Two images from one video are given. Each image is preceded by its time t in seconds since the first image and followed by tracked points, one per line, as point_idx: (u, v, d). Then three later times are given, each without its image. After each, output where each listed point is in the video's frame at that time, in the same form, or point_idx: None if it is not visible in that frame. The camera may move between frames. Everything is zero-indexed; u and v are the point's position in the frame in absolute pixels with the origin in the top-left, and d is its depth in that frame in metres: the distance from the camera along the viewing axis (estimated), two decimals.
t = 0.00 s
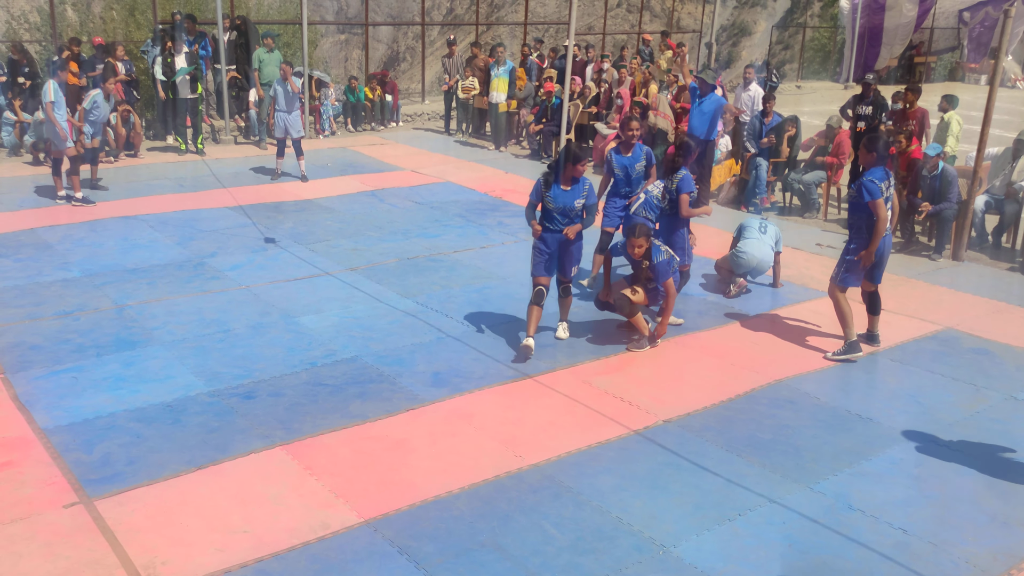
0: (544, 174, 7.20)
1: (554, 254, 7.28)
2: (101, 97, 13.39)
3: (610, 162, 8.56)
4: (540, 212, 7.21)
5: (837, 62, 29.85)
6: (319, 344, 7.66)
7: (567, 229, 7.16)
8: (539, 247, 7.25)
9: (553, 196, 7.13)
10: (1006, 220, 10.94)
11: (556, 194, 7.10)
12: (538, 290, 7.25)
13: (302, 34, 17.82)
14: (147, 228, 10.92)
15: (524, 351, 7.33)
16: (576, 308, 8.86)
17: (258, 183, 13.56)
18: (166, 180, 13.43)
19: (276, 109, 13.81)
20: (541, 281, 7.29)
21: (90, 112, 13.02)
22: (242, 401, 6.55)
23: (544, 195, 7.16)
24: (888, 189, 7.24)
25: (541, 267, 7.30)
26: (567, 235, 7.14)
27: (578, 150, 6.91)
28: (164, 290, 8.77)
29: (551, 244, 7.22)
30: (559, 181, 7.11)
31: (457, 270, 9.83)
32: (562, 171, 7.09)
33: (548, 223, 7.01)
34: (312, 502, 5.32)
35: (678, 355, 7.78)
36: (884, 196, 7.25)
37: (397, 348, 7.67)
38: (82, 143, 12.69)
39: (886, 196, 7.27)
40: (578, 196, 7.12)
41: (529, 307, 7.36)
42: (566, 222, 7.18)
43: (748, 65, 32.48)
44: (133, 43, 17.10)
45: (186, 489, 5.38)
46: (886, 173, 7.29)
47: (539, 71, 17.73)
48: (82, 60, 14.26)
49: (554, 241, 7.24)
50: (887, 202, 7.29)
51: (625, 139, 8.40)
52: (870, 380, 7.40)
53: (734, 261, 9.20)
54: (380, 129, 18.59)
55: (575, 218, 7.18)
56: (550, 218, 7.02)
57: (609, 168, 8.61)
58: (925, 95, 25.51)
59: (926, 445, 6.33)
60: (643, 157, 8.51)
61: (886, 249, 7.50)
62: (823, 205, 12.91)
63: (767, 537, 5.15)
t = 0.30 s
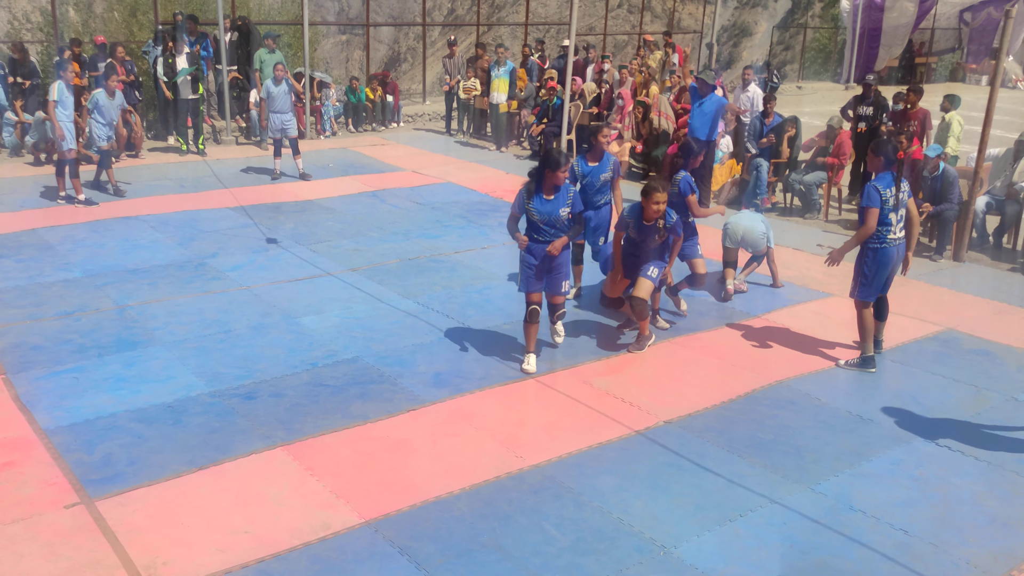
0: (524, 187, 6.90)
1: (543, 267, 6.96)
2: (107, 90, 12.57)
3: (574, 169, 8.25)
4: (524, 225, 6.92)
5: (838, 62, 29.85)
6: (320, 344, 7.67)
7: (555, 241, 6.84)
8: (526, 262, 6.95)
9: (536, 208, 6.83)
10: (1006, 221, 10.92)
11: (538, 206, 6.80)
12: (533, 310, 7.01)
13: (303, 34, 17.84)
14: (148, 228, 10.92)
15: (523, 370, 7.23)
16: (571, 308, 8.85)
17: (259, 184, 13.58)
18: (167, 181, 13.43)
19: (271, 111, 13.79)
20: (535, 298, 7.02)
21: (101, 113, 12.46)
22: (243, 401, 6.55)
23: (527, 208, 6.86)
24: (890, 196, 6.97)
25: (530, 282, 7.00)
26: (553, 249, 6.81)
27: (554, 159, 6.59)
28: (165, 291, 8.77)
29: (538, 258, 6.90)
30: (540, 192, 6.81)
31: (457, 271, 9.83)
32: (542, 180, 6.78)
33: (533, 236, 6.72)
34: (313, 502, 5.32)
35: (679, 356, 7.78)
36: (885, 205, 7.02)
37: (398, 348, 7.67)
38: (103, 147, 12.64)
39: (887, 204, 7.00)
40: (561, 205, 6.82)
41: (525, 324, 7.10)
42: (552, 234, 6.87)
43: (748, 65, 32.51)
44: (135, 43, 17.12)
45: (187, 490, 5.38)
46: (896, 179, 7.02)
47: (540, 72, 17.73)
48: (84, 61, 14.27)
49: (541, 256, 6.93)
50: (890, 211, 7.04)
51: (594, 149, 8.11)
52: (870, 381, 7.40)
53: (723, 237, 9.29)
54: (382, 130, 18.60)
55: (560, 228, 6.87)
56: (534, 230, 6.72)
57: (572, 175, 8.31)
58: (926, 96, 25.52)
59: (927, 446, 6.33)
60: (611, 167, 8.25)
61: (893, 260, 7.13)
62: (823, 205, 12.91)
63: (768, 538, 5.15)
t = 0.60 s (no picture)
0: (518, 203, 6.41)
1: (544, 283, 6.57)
2: (114, 86, 12.11)
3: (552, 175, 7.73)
4: (522, 241, 6.47)
5: (839, 63, 29.83)
6: (321, 344, 7.67)
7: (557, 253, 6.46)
8: (526, 280, 6.54)
9: (536, 225, 6.38)
10: (1007, 221, 10.89)
11: (538, 222, 6.36)
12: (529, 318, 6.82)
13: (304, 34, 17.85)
14: (149, 228, 10.93)
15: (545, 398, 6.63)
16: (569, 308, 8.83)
17: (260, 184, 13.58)
18: (169, 181, 13.44)
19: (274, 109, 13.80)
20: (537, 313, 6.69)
21: (111, 112, 12.17)
22: (244, 401, 6.55)
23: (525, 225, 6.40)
24: (909, 200, 6.90)
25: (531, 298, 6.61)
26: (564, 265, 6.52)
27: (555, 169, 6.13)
28: (166, 291, 8.78)
29: (540, 274, 6.48)
30: (538, 207, 6.36)
31: (458, 270, 9.83)
32: (540, 195, 6.33)
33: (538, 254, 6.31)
34: (315, 502, 5.33)
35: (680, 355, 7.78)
36: (903, 209, 6.95)
37: (399, 348, 7.67)
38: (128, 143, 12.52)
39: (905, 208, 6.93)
40: (561, 219, 6.42)
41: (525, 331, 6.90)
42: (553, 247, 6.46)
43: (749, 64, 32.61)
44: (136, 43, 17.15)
45: (188, 489, 5.38)
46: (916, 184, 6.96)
47: (541, 72, 17.74)
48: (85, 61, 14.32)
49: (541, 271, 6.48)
50: (908, 216, 6.98)
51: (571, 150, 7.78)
52: (871, 381, 7.40)
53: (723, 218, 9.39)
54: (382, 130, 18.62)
55: (560, 241, 6.49)
56: (540, 248, 6.34)
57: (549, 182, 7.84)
58: (926, 96, 25.51)
59: (928, 446, 6.33)
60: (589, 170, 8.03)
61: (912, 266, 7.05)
62: (824, 205, 12.92)
63: (770, 538, 5.15)
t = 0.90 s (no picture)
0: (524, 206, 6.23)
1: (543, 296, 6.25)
2: (126, 86, 12.09)
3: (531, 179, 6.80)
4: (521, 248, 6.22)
5: (841, 62, 29.79)
6: (322, 343, 7.67)
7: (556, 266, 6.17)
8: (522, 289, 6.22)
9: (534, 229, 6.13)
10: (1009, 220, 10.90)
11: (538, 227, 6.11)
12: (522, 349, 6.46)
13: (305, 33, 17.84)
14: (150, 228, 10.93)
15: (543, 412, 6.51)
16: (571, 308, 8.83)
17: (261, 183, 13.57)
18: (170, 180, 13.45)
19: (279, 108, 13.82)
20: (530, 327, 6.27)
21: (124, 113, 12.20)
22: (245, 401, 6.55)
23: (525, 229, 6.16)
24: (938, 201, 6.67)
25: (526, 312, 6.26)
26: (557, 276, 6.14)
27: (561, 177, 5.85)
28: (167, 290, 8.78)
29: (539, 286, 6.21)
30: (541, 211, 6.13)
31: (459, 270, 9.82)
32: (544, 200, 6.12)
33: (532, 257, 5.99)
34: (316, 501, 5.33)
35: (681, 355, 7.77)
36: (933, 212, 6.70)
37: (400, 347, 7.67)
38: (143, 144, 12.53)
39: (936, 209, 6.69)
40: (563, 229, 6.13)
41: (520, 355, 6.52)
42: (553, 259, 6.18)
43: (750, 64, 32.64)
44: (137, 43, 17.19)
45: (189, 489, 5.39)
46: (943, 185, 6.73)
47: (542, 71, 17.74)
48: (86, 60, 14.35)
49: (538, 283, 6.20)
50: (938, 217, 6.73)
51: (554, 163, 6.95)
52: (872, 381, 7.39)
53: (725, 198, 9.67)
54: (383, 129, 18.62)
55: (562, 252, 6.18)
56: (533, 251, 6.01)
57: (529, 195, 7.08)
58: (928, 95, 25.51)
59: (929, 445, 6.32)
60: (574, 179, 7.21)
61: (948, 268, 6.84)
62: (826, 205, 12.90)
63: (771, 538, 5.15)
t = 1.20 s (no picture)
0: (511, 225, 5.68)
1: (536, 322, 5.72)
2: (144, 85, 12.19)
3: (506, 193, 6.70)
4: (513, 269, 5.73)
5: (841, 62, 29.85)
6: (323, 343, 7.67)
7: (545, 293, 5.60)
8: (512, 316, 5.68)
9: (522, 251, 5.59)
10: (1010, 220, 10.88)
11: (526, 249, 5.57)
12: (517, 370, 5.71)
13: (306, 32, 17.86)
14: (151, 227, 10.93)
15: (507, 458, 5.83)
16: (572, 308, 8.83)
17: (262, 183, 13.57)
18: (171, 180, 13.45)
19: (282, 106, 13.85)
20: (523, 358, 5.69)
21: (140, 110, 12.23)
22: (246, 400, 6.56)
23: (513, 251, 5.62)
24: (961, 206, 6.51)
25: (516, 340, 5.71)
26: (539, 306, 5.55)
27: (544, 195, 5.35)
28: (167, 290, 8.79)
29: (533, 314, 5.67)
30: (529, 233, 5.57)
31: (460, 270, 9.82)
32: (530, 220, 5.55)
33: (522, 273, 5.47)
34: (316, 501, 5.33)
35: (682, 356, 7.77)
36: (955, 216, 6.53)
37: (401, 347, 7.67)
38: (156, 144, 12.47)
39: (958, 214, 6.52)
40: (554, 251, 5.57)
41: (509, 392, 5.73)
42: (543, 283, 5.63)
43: (750, 63, 32.69)
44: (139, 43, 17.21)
45: (191, 488, 5.39)
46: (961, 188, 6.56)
47: (542, 71, 17.74)
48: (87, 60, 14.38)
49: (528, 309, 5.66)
50: (957, 221, 6.57)
51: (528, 171, 6.51)
52: (873, 381, 7.39)
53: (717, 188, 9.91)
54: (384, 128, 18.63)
55: (553, 276, 5.63)
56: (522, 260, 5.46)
57: (507, 203, 6.72)
58: (928, 95, 25.54)
59: (930, 445, 6.32)
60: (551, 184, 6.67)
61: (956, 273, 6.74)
62: (826, 204, 12.90)
63: (771, 537, 5.15)
